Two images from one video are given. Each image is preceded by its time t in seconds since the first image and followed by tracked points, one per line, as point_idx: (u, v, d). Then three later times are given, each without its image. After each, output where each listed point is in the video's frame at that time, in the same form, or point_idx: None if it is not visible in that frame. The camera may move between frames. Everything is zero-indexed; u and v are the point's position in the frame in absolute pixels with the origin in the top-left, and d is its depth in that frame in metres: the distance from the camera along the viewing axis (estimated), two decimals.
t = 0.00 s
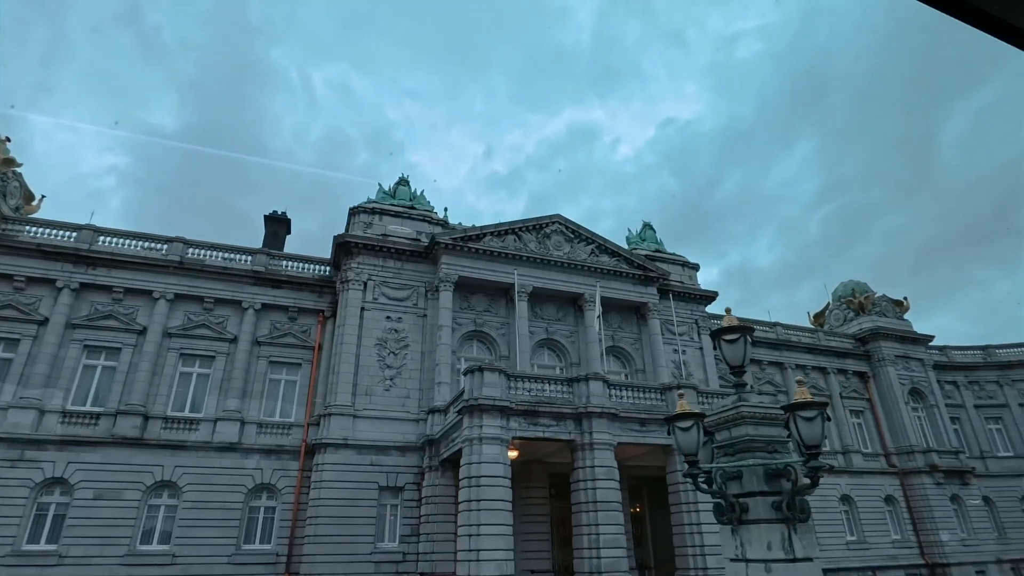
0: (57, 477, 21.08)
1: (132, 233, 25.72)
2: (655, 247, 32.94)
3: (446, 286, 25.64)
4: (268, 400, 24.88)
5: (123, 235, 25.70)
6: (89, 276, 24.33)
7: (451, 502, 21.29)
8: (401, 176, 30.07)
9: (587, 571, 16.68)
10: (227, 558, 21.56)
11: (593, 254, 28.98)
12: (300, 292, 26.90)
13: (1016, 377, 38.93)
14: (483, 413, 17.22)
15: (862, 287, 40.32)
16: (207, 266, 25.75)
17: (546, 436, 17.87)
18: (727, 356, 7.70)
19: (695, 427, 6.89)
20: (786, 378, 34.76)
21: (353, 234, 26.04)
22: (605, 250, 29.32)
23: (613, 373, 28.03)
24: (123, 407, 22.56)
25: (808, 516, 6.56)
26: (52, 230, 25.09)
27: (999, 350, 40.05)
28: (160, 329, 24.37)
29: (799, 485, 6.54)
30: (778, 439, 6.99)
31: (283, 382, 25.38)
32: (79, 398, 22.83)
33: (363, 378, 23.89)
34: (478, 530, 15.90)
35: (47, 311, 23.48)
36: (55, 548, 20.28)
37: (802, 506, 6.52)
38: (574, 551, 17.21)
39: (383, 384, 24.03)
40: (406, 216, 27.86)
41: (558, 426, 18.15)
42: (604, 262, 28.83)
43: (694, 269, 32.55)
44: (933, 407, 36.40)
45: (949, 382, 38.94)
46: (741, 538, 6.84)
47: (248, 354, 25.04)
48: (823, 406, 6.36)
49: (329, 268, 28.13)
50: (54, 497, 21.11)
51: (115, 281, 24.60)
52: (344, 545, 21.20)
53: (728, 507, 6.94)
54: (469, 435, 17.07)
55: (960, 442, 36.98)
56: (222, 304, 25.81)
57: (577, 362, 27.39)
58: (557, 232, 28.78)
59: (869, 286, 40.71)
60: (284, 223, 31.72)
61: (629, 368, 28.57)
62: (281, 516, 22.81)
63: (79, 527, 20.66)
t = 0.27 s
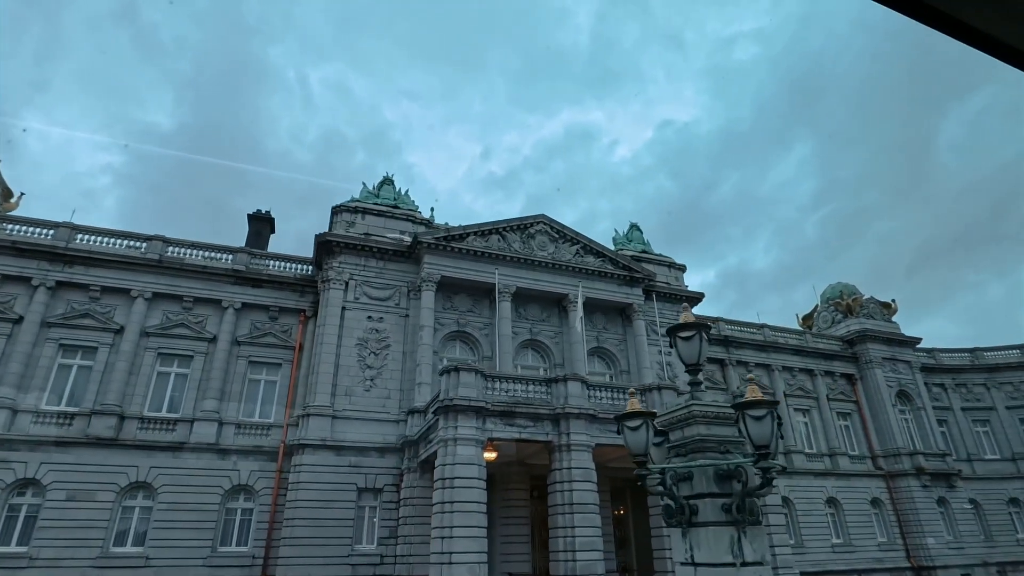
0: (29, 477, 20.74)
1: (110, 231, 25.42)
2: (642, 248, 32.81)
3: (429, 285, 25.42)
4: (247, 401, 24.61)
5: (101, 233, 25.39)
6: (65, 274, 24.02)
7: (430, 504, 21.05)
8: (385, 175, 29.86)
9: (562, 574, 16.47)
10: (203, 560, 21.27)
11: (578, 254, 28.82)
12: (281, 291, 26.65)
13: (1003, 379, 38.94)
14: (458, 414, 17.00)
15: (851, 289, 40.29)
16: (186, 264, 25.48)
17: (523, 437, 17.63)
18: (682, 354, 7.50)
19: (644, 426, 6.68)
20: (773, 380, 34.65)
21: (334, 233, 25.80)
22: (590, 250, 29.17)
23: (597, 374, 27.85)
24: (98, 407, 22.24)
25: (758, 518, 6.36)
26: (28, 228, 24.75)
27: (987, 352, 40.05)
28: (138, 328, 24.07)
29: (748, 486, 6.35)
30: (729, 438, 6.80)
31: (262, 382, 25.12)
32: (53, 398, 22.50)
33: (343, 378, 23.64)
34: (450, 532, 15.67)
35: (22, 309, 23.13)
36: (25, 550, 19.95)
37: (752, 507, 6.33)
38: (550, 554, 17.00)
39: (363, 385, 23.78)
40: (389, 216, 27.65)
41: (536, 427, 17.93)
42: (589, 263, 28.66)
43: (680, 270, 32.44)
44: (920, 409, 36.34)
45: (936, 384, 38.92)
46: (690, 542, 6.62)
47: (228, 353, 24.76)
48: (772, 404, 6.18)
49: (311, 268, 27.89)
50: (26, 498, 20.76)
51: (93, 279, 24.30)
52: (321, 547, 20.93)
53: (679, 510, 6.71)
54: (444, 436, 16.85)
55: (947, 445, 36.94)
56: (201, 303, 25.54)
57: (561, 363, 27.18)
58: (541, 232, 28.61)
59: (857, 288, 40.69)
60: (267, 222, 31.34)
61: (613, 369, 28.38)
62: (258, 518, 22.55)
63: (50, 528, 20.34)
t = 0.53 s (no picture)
0: (10, 476, 20.54)
1: (95, 228, 25.21)
2: (634, 246, 32.61)
3: (417, 283, 25.22)
4: (233, 399, 24.41)
5: (87, 230, 25.18)
6: (49, 271, 23.81)
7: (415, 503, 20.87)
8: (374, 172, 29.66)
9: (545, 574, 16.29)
10: (186, 560, 21.09)
11: (568, 252, 28.63)
12: (269, 289, 26.45)
13: (998, 378, 38.75)
14: (440, 412, 16.80)
15: (845, 287, 40.07)
16: (172, 261, 25.29)
17: (507, 435, 17.44)
18: (646, 348, 7.30)
19: (603, 421, 6.49)
20: (766, 379, 34.44)
21: (322, 230, 25.59)
22: (581, 248, 28.98)
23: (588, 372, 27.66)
24: (81, 405, 22.04)
25: (717, 516, 6.18)
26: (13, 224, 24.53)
27: (982, 351, 39.85)
28: (123, 326, 23.88)
29: (707, 483, 6.17)
30: (691, 434, 6.61)
31: (249, 380, 24.93)
32: (36, 396, 22.29)
33: (329, 376, 23.46)
34: (431, 532, 15.48)
35: (5, 307, 22.89)
36: (6, 549, 19.75)
37: (711, 505, 6.15)
38: (533, 553, 16.83)
39: (350, 383, 23.60)
40: (378, 213, 27.46)
41: (519, 425, 17.73)
42: (579, 261, 28.47)
43: (672, 268, 32.24)
44: (914, 408, 36.14)
45: (931, 383, 38.71)
46: (649, 541, 6.42)
47: (214, 351, 24.56)
48: (732, 398, 5.99)
49: (299, 265, 27.70)
50: (7, 496, 20.55)
51: (77, 277, 24.09)
52: (305, 547, 20.74)
53: (638, 508, 6.51)
54: (426, 434, 16.66)
55: (942, 444, 36.74)
56: (188, 301, 25.35)
57: (551, 361, 26.98)
58: (531, 229, 28.41)
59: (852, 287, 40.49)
60: (256, 219, 31.12)
61: (604, 368, 28.16)
62: (242, 517, 22.37)
63: (31, 528, 20.14)
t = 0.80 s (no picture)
0: None
1: (81, 223, 25.02)
2: (627, 240, 32.32)
3: (404, 277, 24.99)
4: (219, 394, 24.25)
5: (72, 225, 25.00)
6: (34, 266, 23.64)
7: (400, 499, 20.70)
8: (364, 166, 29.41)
9: (527, 570, 16.09)
10: (171, 556, 20.96)
11: (559, 246, 28.37)
12: (256, 284, 26.27)
13: (997, 373, 38.38)
14: (421, 407, 16.57)
15: (842, 282, 39.74)
16: (158, 256, 25.10)
17: (489, 430, 17.20)
18: (604, 337, 7.07)
19: (553, 412, 6.25)
20: (761, 374, 34.17)
21: (309, 224, 25.36)
22: (572, 242, 28.71)
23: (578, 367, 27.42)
24: (65, 400, 21.88)
25: (670, 511, 5.94)
26: None
27: (981, 346, 39.46)
28: (108, 321, 23.71)
29: (659, 476, 5.91)
30: (646, 426, 6.37)
31: (236, 375, 24.76)
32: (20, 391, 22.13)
33: (316, 371, 23.27)
34: (410, 527, 15.28)
35: None
36: None
37: (663, 500, 5.89)
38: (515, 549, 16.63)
39: (336, 378, 23.41)
40: (366, 207, 27.23)
41: (503, 420, 17.50)
42: (570, 254, 28.21)
43: (665, 262, 31.96)
44: (911, 403, 35.81)
45: (928, 378, 38.37)
46: (600, 538, 6.17)
47: (200, 346, 24.39)
48: (683, 388, 5.73)
49: (287, 260, 27.50)
50: None
51: (63, 271, 23.93)
52: (290, 543, 20.58)
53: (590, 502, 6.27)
54: (406, 429, 16.45)
55: (939, 439, 36.43)
56: (174, 295, 25.18)
57: (541, 356, 26.74)
58: (521, 223, 28.15)
59: (849, 281, 40.14)
60: (246, 214, 30.92)
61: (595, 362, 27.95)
62: (228, 513, 22.24)
63: (14, 523, 20.00)
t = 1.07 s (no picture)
0: None
1: (74, 217, 24.99)
2: (624, 232, 32.06)
3: (398, 270, 24.85)
4: (213, 388, 24.23)
5: (66, 219, 24.98)
6: (27, 261, 23.63)
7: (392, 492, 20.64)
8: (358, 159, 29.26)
9: (516, 564, 15.97)
10: (164, 549, 20.99)
11: (554, 238, 28.16)
12: (250, 278, 26.22)
13: (1001, 366, 37.94)
14: (409, 400, 16.44)
15: (843, 274, 39.35)
16: (152, 250, 25.07)
17: (479, 423, 17.06)
18: (568, 326, 6.90)
19: (511, 402, 6.08)
20: (760, 367, 33.88)
21: (302, 217, 25.24)
22: (567, 234, 28.50)
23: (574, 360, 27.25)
24: (59, 395, 21.90)
25: (629, 504, 5.78)
26: None
27: (985, 338, 39.00)
28: (102, 315, 23.71)
29: (618, 468, 5.73)
30: (607, 417, 6.20)
31: (230, 370, 24.74)
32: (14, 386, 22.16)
33: (309, 365, 23.20)
34: (397, 521, 15.19)
35: None
36: None
37: (621, 493, 5.73)
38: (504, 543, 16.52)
39: (329, 371, 23.34)
40: (360, 200, 27.10)
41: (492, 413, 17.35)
42: (566, 247, 27.99)
43: (663, 254, 31.69)
44: (913, 396, 35.45)
45: (931, 371, 37.96)
46: (558, 532, 5.98)
47: (194, 340, 24.37)
48: (641, 375, 5.53)
49: (281, 254, 27.43)
50: None
51: (56, 266, 23.92)
52: (282, 536, 20.56)
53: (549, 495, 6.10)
54: (394, 422, 16.32)
55: (941, 432, 36.06)
56: (168, 290, 25.16)
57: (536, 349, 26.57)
58: (516, 215, 27.94)
59: (851, 273, 39.73)
60: (241, 208, 30.85)
61: (591, 356, 27.80)
62: (221, 507, 22.25)
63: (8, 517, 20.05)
